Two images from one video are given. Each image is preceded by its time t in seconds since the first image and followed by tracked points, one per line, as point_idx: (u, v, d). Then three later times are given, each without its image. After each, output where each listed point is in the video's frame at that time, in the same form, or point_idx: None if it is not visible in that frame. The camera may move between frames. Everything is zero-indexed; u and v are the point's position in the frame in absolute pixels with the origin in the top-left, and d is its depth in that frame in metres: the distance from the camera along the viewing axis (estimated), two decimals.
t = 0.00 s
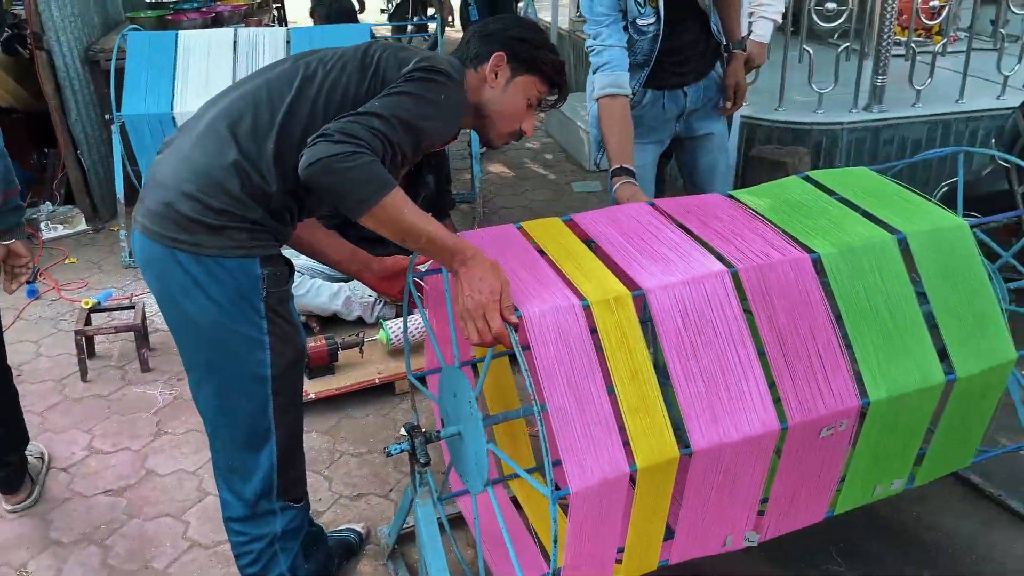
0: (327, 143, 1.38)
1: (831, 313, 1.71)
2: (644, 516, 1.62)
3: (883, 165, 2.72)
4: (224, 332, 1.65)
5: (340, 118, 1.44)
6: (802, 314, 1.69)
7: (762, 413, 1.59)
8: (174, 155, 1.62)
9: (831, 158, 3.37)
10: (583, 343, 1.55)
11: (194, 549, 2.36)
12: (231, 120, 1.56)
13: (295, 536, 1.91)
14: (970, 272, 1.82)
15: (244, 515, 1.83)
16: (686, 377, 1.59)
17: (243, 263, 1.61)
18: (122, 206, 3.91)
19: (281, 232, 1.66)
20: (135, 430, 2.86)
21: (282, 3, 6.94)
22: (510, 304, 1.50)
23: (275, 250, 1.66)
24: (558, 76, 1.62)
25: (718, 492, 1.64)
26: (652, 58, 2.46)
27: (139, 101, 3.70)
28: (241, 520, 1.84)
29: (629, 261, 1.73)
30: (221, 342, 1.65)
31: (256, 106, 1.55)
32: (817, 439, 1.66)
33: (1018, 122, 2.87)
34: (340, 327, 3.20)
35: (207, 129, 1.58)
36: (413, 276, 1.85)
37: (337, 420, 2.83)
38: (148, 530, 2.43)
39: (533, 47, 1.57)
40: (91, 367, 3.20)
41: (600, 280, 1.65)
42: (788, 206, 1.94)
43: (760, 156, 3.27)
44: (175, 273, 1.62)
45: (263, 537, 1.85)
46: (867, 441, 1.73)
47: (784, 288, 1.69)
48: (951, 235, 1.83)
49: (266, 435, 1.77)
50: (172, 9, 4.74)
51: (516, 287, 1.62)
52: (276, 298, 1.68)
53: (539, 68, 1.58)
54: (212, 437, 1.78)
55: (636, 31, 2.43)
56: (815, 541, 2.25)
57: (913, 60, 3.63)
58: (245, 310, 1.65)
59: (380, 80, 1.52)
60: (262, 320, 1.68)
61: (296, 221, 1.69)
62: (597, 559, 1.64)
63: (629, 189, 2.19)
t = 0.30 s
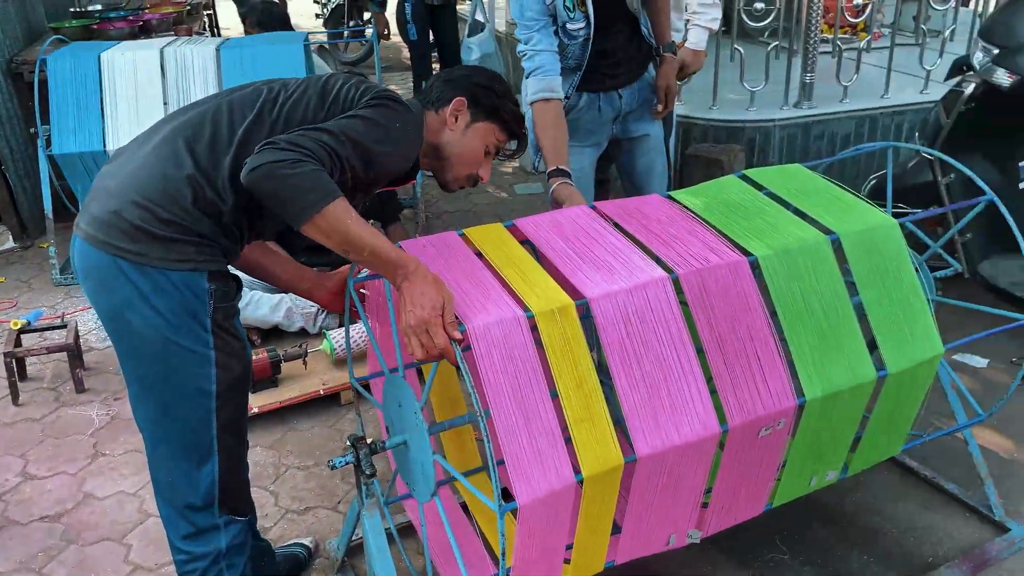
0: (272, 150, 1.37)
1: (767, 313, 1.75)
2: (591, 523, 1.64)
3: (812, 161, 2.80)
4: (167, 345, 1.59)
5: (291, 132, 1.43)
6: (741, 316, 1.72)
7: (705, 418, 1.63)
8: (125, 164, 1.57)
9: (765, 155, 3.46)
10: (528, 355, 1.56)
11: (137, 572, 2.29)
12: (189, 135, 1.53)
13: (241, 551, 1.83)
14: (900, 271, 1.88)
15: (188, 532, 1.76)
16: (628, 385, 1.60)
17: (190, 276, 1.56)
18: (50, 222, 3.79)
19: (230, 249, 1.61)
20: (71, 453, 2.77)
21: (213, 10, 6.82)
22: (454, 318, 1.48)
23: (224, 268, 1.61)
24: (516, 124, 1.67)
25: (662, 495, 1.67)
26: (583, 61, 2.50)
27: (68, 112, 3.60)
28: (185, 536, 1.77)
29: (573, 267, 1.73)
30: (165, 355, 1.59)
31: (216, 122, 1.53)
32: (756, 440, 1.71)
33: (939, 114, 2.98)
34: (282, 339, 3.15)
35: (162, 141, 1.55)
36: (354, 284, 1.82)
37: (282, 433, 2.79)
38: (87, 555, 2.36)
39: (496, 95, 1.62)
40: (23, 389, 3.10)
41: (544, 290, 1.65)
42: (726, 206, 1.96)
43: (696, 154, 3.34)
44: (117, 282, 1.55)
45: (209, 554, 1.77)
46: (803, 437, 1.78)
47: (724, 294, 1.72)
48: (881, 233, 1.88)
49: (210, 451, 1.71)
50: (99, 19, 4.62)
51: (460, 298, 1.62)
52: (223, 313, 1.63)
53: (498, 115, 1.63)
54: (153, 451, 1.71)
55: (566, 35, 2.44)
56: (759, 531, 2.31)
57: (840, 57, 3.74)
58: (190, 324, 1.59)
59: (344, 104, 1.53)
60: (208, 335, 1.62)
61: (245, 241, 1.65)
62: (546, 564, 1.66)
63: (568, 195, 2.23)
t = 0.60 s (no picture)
0: (233, 154, 1.35)
1: (723, 310, 1.77)
2: (554, 527, 1.64)
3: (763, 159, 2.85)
4: (123, 354, 1.54)
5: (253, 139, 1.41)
6: (699, 315, 1.74)
7: (665, 418, 1.64)
8: (84, 170, 1.53)
9: (719, 152, 3.51)
10: (488, 362, 1.55)
11: None
12: (150, 143, 1.50)
13: (201, 564, 1.78)
14: (852, 267, 1.92)
15: (148, 544, 1.72)
16: (591, 389, 1.61)
17: (146, 284, 1.52)
18: None
19: (188, 258, 1.57)
20: (24, 472, 2.70)
21: (162, 15, 6.71)
22: (415, 328, 1.47)
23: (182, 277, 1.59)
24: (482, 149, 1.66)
25: (625, 495, 1.68)
26: (537, 63, 2.49)
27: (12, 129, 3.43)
28: (145, 548, 1.72)
29: (533, 272, 1.73)
30: (121, 365, 1.55)
31: (178, 131, 1.51)
32: (715, 438, 1.73)
33: (886, 110, 3.04)
34: (239, 349, 3.12)
35: (121, 148, 1.51)
36: (309, 291, 1.79)
37: (242, 444, 2.75)
38: None
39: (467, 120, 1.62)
40: None
41: (503, 295, 1.65)
42: (681, 206, 1.98)
43: (652, 154, 3.38)
44: (71, 290, 1.50)
45: (169, 565, 1.73)
46: (760, 433, 1.81)
47: (681, 294, 1.73)
48: (832, 230, 1.91)
49: (168, 462, 1.67)
50: (42, 26, 4.51)
51: (419, 306, 1.60)
52: (180, 322, 1.59)
53: (465, 139, 1.62)
54: (110, 463, 1.67)
55: (521, 37, 2.45)
56: (721, 524, 2.34)
57: (790, 54, 3.81)
58: (146, 332, 1.55)
59: (309, 113, 1.51)
60: (165, 343, 1.58)
61: (205, 251, 1.62)
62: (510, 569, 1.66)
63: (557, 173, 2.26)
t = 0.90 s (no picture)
0: (200, 173, 1.32)
1: (699, 322, 1.77)
2: (529, 542, 1.63)
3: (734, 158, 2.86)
4: (78, 371, 1.50)
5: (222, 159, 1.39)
6: (675, 328, 1.73)
7: (642, 434, 1.64)
8: (35, 184, 1.50)
9: (691, 151, 3.53)
10: (467, 382, 1.53)
11: None
12: (103, 155, 1.47)
13: None
14: (827, 276, 1.92)
15: (114, 561, 1.68)
16: (569, 407, 1.59)
17: (101, 300, 1.49)
18: None
19: (143, 272, 1.55)
20: None
21: (128, 20, 6.62)
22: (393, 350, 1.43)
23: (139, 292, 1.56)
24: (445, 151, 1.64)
25: (599, 508, 1.68)
26: (519, 63, 2.48)
27: None
28: (111, 566, 1.68)
29: (510, 285, 1.70)
30: (76, 382, 1.51)
31: (132, 144, 1.48)
32: (689, 449, 1.73)
33: (855, 108, 3.08)
34: (211, 358, 3.08)
35: (72, 161, 1.48)
36: (279, 294, 1.75)
37: (216, 454, 2.71)
38: None
39: (422, 121, 1.60)
40: None
41: (482, 311, 1.63)
42: (660, 210, 1.96)
43: (625, 154, 3.38)
44: (23, 307, 1.47)
45: None
46: (733, 443, 1.82)
47: (659, 308, 1.72)
48: (809, 238, 1.91)
49: (130, 479, 1.63)
50: (5, 32, 4.44)
51: (394, 321, 1.58)
52: (137, 336, 1.56)
53: (424, 142, 1.60)
54: (70, 481, 1.63)
55: (502, 38, 2.42)
56: (698, 523, 2.34)
57: (760, 53, 3.83)
58: (102, 349, 1.52)
59: (268, 128, 1.50)
60: (121, 359, 1.55)
61: (163, 263, 1.59)
62: None
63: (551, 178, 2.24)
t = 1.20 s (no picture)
0: (146, 192, 1.28)
1: (677, 307, 1.78)
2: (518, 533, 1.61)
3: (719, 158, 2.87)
4: (42, 391, 1.50)
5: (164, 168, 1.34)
6: (652, 313, 1.74)
7: (624, 417, 1.63)
8: None
9: (677, 152, 3.53)
10: (443, 369, 1.53)
11: None
12: (55, 167, 1.45)
13: None
14: (804, 260, 1.93)
15: None
16: (547, 390, 1.60)
17: (62, 318, 1.48)
18: None
19: (105, 285, 1.54)
20: None
21: (112, 25, 6.60)
22: (365, 337, 1.44)
23: (104, 307, 1.55)
24: (412, 115, 1.57)
25: (586, 496, 1.67)
26: (508, 67, 2.48)
27: None
28: None
29: (485, 276, 1.72)
30: (41, 402, 1.50)
31: (85, 153, 1.46)
32: (675, 434, 1.72)
33: (839, 107, 3.09)
34: (195, 366, 3.07)
35: (26, 174, 1.47)
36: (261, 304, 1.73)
37: (203, 462, 2.69)
38: None
39: (379, 87, 1.55)
40: None
41: (456, 301, 1.64)
42: (632, 207, 1.98)
43: (611, 155, 3.38)
44: None
45: None
46: (721, 429, 1.81)
47: (633, 295, 1.73)
48: (782, 223, 1.93)
49: (104, 496, 1.62)
50: None
51: (368, 313, 1.58)
52: (102, 352, 1.54)
53: (385, 108, 1.54)
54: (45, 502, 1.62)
55: (494, 40, 2.43)
56: (686, 524, 2.35)
57: (744, 53, 3.85)
58: (65, 367, 1.51)
59: (221, 126, 1.46)
60: (85, 377, 1.53)
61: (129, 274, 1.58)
62: None
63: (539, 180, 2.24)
